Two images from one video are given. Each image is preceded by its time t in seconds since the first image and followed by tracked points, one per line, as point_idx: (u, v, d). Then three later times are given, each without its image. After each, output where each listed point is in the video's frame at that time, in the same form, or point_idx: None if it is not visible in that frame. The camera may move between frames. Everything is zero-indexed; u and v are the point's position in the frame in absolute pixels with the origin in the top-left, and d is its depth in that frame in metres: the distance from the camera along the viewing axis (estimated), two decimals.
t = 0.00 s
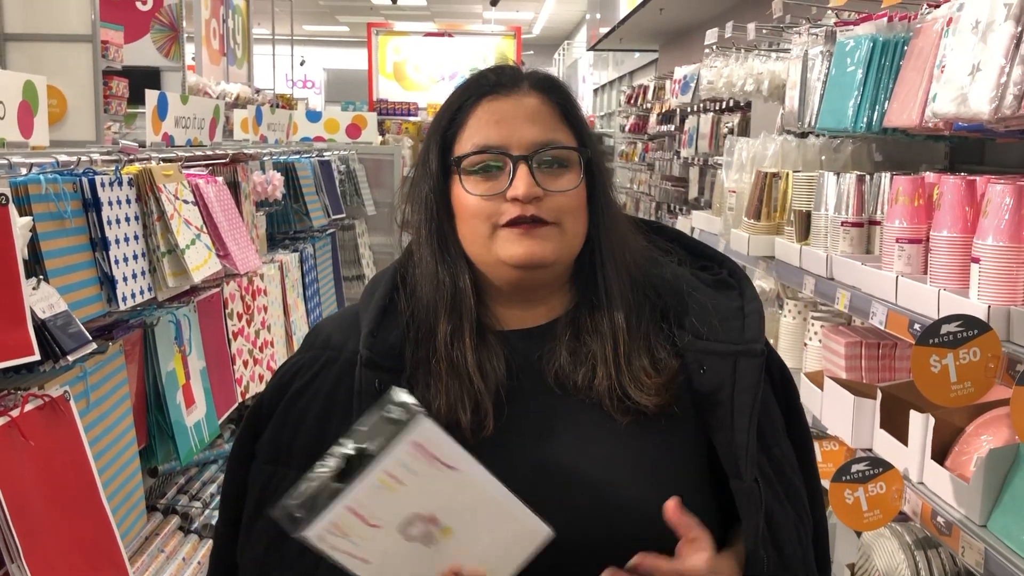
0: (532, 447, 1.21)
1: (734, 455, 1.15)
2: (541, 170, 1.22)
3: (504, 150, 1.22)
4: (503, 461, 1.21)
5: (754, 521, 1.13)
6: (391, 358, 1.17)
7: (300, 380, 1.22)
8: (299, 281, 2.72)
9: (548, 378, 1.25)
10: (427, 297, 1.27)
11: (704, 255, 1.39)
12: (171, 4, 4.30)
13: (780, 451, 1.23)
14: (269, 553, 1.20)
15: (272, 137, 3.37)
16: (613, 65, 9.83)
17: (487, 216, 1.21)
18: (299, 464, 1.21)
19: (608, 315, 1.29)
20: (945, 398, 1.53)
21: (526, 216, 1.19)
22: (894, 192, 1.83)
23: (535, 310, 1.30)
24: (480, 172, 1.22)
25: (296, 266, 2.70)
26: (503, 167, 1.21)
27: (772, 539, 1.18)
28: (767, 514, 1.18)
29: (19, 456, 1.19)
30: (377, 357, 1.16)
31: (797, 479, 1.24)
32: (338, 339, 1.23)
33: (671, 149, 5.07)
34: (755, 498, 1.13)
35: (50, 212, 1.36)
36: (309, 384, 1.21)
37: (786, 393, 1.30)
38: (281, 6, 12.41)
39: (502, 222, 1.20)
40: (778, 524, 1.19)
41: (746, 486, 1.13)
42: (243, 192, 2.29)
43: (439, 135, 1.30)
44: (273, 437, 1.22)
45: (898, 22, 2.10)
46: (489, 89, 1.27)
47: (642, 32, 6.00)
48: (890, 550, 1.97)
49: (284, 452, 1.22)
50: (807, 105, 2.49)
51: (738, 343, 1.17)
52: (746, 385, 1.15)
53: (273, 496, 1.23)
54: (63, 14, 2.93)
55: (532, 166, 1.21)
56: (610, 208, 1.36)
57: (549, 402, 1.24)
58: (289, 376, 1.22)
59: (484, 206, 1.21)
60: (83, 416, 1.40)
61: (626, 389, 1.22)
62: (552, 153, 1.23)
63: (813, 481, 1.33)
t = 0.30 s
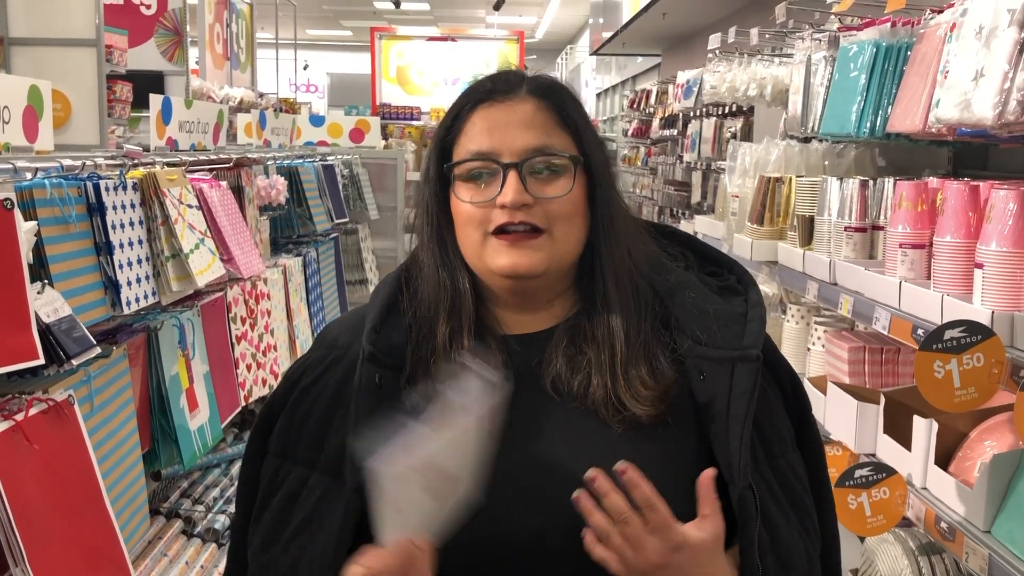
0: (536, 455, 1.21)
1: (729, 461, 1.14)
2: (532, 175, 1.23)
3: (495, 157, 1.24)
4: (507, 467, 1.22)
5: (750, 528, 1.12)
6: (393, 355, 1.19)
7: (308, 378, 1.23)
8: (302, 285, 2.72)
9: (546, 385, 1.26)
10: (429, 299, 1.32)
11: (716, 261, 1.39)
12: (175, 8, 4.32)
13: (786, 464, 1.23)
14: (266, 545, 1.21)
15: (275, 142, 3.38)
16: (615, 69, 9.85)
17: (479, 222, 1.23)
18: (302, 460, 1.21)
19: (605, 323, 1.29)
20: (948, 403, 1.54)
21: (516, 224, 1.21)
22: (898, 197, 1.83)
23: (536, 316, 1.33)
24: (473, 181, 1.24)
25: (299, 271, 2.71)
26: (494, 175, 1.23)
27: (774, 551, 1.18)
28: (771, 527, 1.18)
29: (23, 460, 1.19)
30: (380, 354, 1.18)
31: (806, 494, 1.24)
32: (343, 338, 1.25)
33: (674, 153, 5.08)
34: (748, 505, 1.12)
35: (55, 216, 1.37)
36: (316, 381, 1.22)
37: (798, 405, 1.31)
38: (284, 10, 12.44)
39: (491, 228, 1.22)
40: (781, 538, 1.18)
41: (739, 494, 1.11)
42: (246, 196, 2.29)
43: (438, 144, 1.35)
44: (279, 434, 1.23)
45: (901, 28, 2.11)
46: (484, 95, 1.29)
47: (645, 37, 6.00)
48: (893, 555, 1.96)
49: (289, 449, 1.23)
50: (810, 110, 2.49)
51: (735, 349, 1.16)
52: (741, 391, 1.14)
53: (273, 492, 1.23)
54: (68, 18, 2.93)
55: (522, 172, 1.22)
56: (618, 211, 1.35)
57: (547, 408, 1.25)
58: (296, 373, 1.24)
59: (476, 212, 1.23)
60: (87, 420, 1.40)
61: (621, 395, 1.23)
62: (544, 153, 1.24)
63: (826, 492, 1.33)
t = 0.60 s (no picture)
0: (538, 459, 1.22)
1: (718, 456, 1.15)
2: (521, 193, 1.24)
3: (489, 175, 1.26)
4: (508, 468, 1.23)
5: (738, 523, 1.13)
6: (386, 340, 1.28)
7: (322, 360, 1.38)
8: (303, 286, 2.72)
9: (535, 387, 1.29)
10: (430, 299, 1.36)
11: (728, 265, 1.38)
12: (176, 9, 4.32)
13: (786, 468, 1.22)
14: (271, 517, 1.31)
15: (277, 143, 3.38)
16: (617, 71, 9.86)
17: (469, 236, 1.27)
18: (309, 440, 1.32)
19: (596, 329, 1.29)
20: (951, 406, 1.53)
21: (500, 241, 1.23)
22: (900, 199, 1.82)
23: (538, 313, 1.35)
24: (468, 195, 1.28)
25: (301, 271, 2.71)
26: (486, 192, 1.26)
27: (766, 553, 1.18)
28: (765, 531, 1.18)
29: (24, 460, 1.19)
30: (368, 335, 1.26)
31: (809, 501, 1.23)
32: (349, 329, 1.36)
33: (675, 155, 5.09)
34: (735, 498, 1.13)
35: (56, 217, 1.36)
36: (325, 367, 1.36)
37: (804, 410, 1.30)
38: (286, 11, 12.43)
39: (480, 243, 1.26)
40: (774, 541, 1.18)
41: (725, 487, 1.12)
42: (248, 197, 2.29)
43: (442, 149, 1.37)
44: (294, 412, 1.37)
45: (904, 30, 2.10)
46: (484, 107, 1.28)
47: (646, 39, 6.01)
48: (895, 558, 1.96)
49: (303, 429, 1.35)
50: (813, 112, 2.49)
51: (724, 345, 1.16)
52: (728, 384, 1.14)
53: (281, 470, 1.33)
54: (70, 18, 2.93)
55: (511, 191, 1.24)
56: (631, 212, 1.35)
57: (541, 409, 1.27)
58: (314, 358, 1.40)
59: (467, 227, 1.27)
60: (87, 421, 1.40)
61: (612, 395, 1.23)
62: (534, 172, 1.24)
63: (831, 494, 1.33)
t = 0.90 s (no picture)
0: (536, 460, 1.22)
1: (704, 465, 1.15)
2: (521, 181, 1.25)
3: (492, 161, 1.28)
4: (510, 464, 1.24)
5: (716, 531, 1.13)
6: (381, 339, 1.35)
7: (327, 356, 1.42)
8: (303, 286, 2.72)
9: (530, 388, 1.30)
10: (432, 295, 1.40)
11: (737, 273, 1.37)
12: (176, 8, 4.33)
13: (783, 478, 1.22)
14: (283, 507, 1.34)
15: (277, 142, 3.38)
16: (616, 71, 9.87)
17: (468, 225, 1.29)
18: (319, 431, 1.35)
19: (585, 330, 1.29)
20: (950, 407, 1.54)
21: (496, 227, 1.25)
22: (900, 200, 1.83)
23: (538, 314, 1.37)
24: (471, 182, 1.30)
25: (300, 271, 2.71)
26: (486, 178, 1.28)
27: (744, 560, 1.17)
28: (745, 536, 1.18)
29: (23, 459, 1.19)
30: (363, 335, 1.33)
31: (804, 510, 1.23)
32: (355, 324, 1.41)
33: (675, 156, 5.09)
34: (716, 508, 1.13)
35: (57, 216, 1.36)
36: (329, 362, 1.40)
37: (809, 416, 1.31)
38: (285, 11, 12.43)
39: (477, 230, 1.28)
40: (758, 549, 1.18)
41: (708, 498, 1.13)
42: (248, 196, 2.29)
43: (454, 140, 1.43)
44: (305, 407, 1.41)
45: (903, 31, 2.11)
46: (495, 101, 1.32)
47: (646, 39, 6.01)
48: (893, 559, 1.95)
49: (314, 424, 1.38)
50: (812, 113, 2.49)
51: (719, 354, 1.17)
52: (718, 395, 1.14)
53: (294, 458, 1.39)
54: (70, 17, 2.93)
55: (510, 178, 1.25)
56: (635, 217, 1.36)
57: (539, 407, 1.28)
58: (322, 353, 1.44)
59: (467, 215, 1.29)
60: (87, 420, 1.40)
61: (604, 396, 1.22)
62: (533, 159, 1.26)
63: (836, 502, 1.31)
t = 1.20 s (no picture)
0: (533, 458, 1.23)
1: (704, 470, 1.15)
2: (556, 163, 1.26)
3: (524, 144, 1.27)
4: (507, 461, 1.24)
5: (717, 536, 1.12)
6: (384, 341, 1.31)
7: (326, 353, 1.39)
8: (300, 284, 2.72)
9: (535, 384, 1.30)
10: (435, 291, 1.39)
11: (736, 273, 1.37)
12: (174, 6, 4.32)
13: (781, 484, 1.22)
14: (284, 506, 1.35)
15: (274, 140, 3.38)
16: (615, 69, 9.86)
17: (497, 206, 1.26)
18: (316, 430, 1.35)
19: (605, 321, 1.31)
20: (947, 405, 1.54)
21: (535, 208, 1.24)
22: (898, 198, 1.83)
23: (541, 311, 1.37)
24: (497, 166, 1.28)
25: (298, 269, 2.71)
26: (519, 161, 1.27)
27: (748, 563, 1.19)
28: (748, 539, 1.19)
29: (20, 456, 1.19)
30: (367, 339, 1.30)
31: (802, 516, 1.23)
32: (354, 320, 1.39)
33: (673, 154, 5.09)
34: (717, 513, 1.12)
35: (54, 213, 1.36)
36: (329, 359, 1.38)
37: (808, 422, 1.30)
38: (283, 9, 12.40)
39: (509, 212, 1.25)
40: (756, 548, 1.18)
41: (709, 503, 1.12)
42: (245, 194, 2.29)
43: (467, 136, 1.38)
44: (302, 404, 1.40)
45: (901, 30, 2.11)
46: (518, 88, 1.33)
47: (644, 38, 6.01)
48: (890, 557, 1.95)
49: (310, 418, 1.39)
50: (810, 111, 2.49)
51: (719, 362, 1.16)
52: (719, 403, 1.13)
53: (289, 456, 1.38)
54: (68, 15, 2.93)
55: (548, 159, 1.25)
56: (634, 213, 1.36)
57: (537, 405, 1.28)
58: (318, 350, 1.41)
59: (497, 196, 1.26)
60: (84, 418, 1.40)
61: (608, 384, 1.24)
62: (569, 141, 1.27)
63: (837, 505, 1.31)
